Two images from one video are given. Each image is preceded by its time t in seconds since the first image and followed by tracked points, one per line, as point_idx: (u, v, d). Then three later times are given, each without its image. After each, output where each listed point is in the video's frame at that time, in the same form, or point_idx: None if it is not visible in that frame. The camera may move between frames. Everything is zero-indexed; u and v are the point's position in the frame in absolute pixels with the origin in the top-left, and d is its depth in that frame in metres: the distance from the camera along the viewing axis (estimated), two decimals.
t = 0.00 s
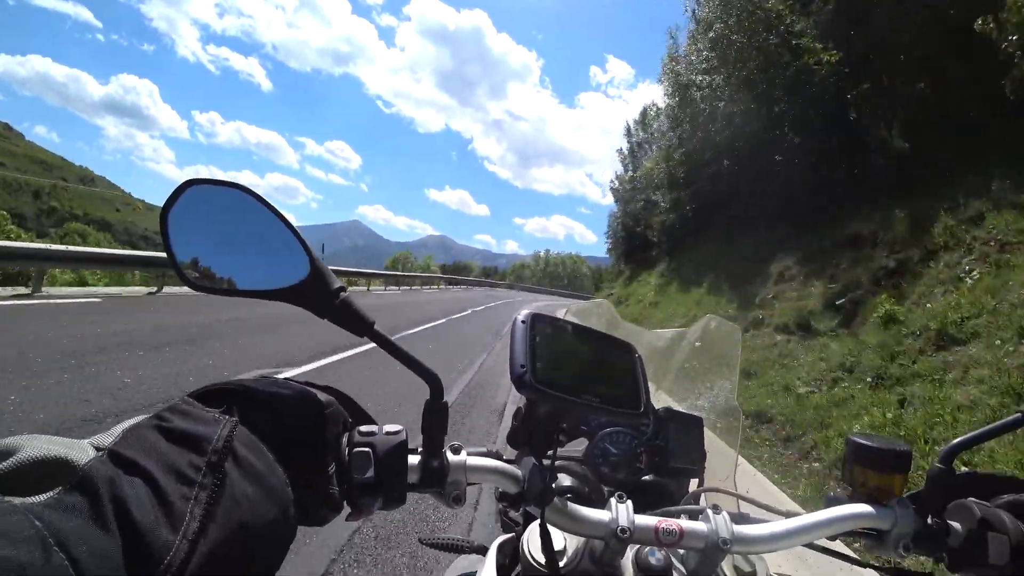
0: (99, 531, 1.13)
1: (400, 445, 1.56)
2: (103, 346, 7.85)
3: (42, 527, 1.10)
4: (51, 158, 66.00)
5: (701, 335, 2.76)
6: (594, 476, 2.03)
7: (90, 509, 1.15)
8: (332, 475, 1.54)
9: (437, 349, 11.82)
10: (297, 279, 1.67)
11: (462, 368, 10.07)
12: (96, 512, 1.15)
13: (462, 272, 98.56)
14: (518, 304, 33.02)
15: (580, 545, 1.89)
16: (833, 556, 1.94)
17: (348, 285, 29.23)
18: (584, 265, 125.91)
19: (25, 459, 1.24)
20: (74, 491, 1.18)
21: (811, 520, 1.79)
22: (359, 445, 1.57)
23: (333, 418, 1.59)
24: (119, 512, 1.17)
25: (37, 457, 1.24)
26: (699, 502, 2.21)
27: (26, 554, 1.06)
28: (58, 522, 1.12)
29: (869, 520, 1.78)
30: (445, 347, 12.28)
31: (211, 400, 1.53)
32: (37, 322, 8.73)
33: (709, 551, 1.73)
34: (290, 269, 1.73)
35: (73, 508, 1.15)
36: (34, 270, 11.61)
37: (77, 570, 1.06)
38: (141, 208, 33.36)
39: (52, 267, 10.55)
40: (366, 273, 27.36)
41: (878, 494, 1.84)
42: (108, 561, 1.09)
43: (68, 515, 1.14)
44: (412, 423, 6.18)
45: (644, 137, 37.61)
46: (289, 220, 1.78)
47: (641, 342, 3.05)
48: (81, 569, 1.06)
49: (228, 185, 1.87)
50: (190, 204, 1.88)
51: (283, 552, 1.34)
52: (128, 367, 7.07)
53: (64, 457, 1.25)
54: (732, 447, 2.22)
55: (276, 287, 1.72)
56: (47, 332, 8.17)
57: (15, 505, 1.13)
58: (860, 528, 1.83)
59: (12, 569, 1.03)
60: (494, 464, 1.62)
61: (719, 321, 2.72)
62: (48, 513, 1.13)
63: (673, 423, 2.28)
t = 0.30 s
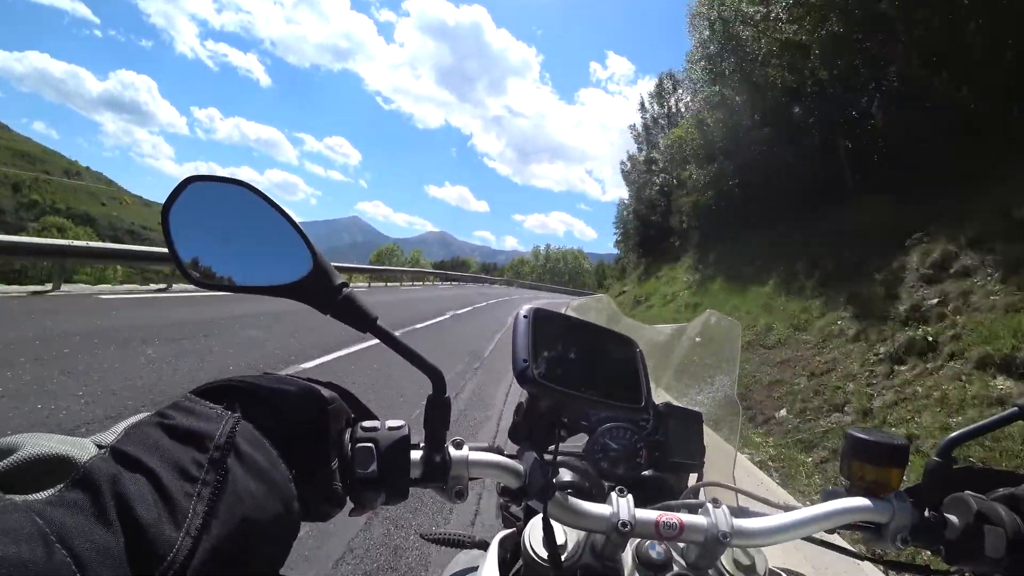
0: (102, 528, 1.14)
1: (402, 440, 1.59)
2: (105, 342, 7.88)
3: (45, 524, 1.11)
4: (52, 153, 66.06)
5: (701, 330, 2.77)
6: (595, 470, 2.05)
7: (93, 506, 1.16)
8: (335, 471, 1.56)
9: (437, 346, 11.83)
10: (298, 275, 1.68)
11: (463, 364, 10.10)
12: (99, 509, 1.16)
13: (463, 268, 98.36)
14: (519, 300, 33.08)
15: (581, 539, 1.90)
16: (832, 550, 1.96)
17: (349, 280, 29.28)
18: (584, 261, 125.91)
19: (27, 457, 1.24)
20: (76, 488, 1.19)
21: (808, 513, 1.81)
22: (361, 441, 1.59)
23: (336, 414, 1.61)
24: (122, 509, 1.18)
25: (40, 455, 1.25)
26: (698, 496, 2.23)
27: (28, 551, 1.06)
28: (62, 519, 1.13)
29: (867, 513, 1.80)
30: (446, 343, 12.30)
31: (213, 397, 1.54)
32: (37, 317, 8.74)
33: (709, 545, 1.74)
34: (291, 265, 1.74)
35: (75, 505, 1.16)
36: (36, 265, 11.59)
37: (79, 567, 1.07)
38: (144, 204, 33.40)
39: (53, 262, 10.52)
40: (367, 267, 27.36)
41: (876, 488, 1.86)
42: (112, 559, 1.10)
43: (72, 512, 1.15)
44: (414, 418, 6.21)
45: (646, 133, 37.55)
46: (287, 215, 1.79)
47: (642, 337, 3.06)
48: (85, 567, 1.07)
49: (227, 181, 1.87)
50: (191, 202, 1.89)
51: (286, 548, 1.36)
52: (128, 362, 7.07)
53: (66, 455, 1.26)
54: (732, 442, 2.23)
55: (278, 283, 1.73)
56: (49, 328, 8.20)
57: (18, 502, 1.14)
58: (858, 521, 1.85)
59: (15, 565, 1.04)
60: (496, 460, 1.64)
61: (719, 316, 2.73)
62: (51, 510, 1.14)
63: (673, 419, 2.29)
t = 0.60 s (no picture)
0: (94, 523, 1.14)
1: (399, 437, 1.58)
2: (103, 340, 7.88)
3: (38, 520, 1.11)
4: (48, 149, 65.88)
5: (698, 330, 2.77)
6: (592, 469, 2.05)
7: (86, 502, 1.17)
8: (331, 468, 1.56)
9: (437, 344, 11.83)
10: (294, 273, 1.67)
11: (462, 362, 10.11)
12: (93, 505, 1.16)
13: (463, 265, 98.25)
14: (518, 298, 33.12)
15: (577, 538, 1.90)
16: (828, 549, 1.96)
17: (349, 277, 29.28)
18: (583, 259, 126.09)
19: (19, 453, 1.24)
20: (69, 484, 1.19)
21: (805, 513, 1.81)
22: (358, 438, 1.58)
23: (333, 410, 1.60)
24: (116, 506, 1.18)
25: (34, 450, 1.25)
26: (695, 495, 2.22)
27: (19, 548, 1.07)
28: (55, 515, 1.13)
29: (864, 513, 1.80)
30: (445, 341, 12.31)
31: (209, 392, 1.54)
32: (35, 314, 8.73)
33: (706, 545, 1.74)
34: (287, 263, 1.73)
35: (68, 501, 1.16)
36: (23, 260, 11.52)
37: (72, 564, 1.08)
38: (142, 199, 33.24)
39: (47, 257, 10.48)
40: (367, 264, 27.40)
41: (873, 488, 1.86)
42: (105, 555, 1.11)
43: (65, 508, 1.15)
44: (412, 416, 6.21)
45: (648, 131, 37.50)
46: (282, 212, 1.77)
47: (640, 337, 3.07)
48: (77, 565, 1.08)
49: (227, 176, 1.85)
50: (188, 196, 1.89)
51: (283, 544, 1.36)
52: (123, 359, 7.05)
53: (59, 450, 1.26)
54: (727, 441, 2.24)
55: (274, 280, 1.72)
56: (46, 326, 8.19)
57: (11, 498, 1.15)
58: (855, 522, 1.85)
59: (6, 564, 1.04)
60: (493, 457, 1.63)
61: (715, 316, 2.73)
62: (43, 506, 1.14)
63: (670, 418, 2.29)
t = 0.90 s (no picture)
0: (92, 526, 1.14)
1: (401, 437, 1.57)
2: (101, 339, 7.88)
3: (37, 523, 1.12)
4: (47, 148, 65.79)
5: (700, 330, 2.76)
6: (593, 469, 2.05)
7: (85, 505, 1.17)
8: (334, 468, 1.55)
9: (436, 343, 11.82)
10: (296, 270, 1.66)
11: (461, 361, 10.11)
12: (92, 508, 1.16)
13: (463, 264, 98.19)
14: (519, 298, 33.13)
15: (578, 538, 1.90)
16: (829, 550, 1.95)
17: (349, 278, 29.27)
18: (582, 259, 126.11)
19: (20, 454, 1.24)
20: (68, 487, 1.19)
21: (806, 515, 1.80)
22: (360, 437, 1.57)
23: (334, 410, 1.60)
24: (114, 507, 1.18)
25: (33, 451, 1.25)
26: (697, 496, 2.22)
27: (17, 552, 1.08)
28: (53, 518, 1.14)
29: (865, 515, 1.79)
30: (445, 340, 12.32)
31: (210, 392, 1.53)
32: (33, 314, 8.73)
33: (707, 545, 1.74)
34: (289, 259, 1.72)
35: (67, 504, 1.16)
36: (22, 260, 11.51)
37: (70, 566, 1.08)
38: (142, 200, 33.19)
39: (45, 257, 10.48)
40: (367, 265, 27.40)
41: (874, 489, 1.85)
42: (103, 557, 1.11)
43: (64, 510, 1.16)
44: (412, 415, 6.22)
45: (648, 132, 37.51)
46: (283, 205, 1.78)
47: (641, 337, 3.06)
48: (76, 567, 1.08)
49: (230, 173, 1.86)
50: (187, 195, 1.88)
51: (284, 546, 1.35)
52: (122, 359, 7.05)
53: (58, 451, 1.26)
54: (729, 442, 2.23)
55: (276, 277, 1.70)
56: (44, 325, 8.19)
57: (9, 502, 1.15)
58: (856, 523, 1.84)
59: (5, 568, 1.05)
60: (495, 457, 1.63)
61: (718, 316, 2.73)
62: (42, 509, 1.14)
63: (672, 418, 2.29)
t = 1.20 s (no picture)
0: (94, 520, 1.12)
1: (404, 435, 1.56)
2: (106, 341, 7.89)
3: (38, 517, 1.08)
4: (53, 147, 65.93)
5: (704, 330, 2.75)
6: (596, 470, 2.04)
7: (87, 498, 1.14)
8: (336, 465, 1.54)
9: (441, 343, 11.82)
10: (300, 267, 1.65)
11: (466, 362, 10.11)
12: (93, 502, 1.14)
13: (466, 263, 97.95)
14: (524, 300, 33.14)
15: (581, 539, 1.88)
16: (832, 553, 1.94)
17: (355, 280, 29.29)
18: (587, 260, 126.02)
19: (21, 449, 1.22)
20: (71, 480, 1.16)
21: (810, 518, 1.78)
22: (362, 434, 1.56)
23: (337, 407, 1.59)
24: (116, 501, 1.16)
25: (35, 446, 1.23)
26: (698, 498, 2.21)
27: (18, 545, 1.05)
28: (55, 512, 1.10)
29: (871, 519, 1.78)
30: (450, 340, 12.32)
31: (212, 387, 1.51)
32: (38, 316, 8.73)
33: (710, 547, 1.72)
34: (294, 256, 1.70)
35: (69, 498, 1.13)
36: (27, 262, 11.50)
37: (72, 563, 1.05)
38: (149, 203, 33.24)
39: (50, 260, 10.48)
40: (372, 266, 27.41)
41: (880, 493, 1.83)
42: (105, 551, 1.09)
43: (66, 504, 1.12)
44: (417, 416, 6.21)
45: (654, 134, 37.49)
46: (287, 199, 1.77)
47: (645, 337, 3.05)
48: (78, 562, 1.06)
49: (236, 170, 1.85)
50: (195, 192, 1.87)
51: (285, 542, 1.35)
52: (127, 361, 7.05)
53: (60, 446, 1.25)
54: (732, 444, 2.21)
55: (280, 274, 1.68)
56: (50, 327, 8.21)
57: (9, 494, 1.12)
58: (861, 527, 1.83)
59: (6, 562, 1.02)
60: (497, 456, 1.61)
61: (723, 317, 2.71)
62: (43, 502, 1.11)
63: (675, 419, 2.27)
